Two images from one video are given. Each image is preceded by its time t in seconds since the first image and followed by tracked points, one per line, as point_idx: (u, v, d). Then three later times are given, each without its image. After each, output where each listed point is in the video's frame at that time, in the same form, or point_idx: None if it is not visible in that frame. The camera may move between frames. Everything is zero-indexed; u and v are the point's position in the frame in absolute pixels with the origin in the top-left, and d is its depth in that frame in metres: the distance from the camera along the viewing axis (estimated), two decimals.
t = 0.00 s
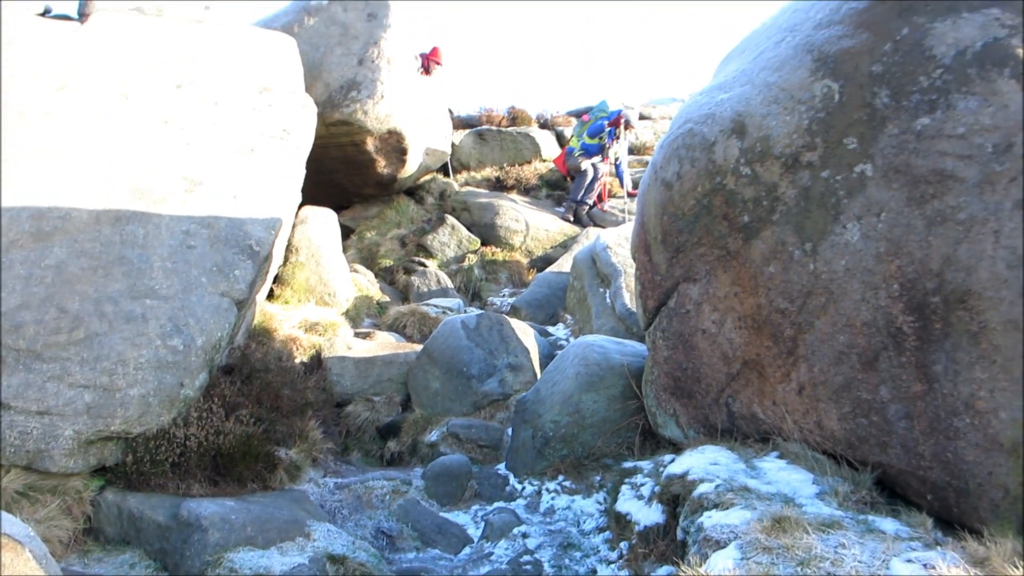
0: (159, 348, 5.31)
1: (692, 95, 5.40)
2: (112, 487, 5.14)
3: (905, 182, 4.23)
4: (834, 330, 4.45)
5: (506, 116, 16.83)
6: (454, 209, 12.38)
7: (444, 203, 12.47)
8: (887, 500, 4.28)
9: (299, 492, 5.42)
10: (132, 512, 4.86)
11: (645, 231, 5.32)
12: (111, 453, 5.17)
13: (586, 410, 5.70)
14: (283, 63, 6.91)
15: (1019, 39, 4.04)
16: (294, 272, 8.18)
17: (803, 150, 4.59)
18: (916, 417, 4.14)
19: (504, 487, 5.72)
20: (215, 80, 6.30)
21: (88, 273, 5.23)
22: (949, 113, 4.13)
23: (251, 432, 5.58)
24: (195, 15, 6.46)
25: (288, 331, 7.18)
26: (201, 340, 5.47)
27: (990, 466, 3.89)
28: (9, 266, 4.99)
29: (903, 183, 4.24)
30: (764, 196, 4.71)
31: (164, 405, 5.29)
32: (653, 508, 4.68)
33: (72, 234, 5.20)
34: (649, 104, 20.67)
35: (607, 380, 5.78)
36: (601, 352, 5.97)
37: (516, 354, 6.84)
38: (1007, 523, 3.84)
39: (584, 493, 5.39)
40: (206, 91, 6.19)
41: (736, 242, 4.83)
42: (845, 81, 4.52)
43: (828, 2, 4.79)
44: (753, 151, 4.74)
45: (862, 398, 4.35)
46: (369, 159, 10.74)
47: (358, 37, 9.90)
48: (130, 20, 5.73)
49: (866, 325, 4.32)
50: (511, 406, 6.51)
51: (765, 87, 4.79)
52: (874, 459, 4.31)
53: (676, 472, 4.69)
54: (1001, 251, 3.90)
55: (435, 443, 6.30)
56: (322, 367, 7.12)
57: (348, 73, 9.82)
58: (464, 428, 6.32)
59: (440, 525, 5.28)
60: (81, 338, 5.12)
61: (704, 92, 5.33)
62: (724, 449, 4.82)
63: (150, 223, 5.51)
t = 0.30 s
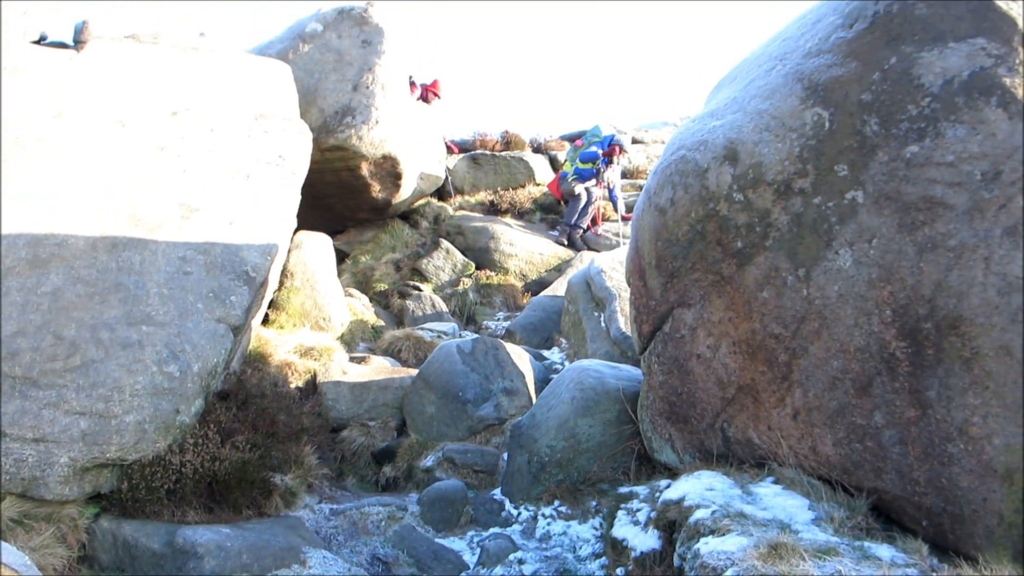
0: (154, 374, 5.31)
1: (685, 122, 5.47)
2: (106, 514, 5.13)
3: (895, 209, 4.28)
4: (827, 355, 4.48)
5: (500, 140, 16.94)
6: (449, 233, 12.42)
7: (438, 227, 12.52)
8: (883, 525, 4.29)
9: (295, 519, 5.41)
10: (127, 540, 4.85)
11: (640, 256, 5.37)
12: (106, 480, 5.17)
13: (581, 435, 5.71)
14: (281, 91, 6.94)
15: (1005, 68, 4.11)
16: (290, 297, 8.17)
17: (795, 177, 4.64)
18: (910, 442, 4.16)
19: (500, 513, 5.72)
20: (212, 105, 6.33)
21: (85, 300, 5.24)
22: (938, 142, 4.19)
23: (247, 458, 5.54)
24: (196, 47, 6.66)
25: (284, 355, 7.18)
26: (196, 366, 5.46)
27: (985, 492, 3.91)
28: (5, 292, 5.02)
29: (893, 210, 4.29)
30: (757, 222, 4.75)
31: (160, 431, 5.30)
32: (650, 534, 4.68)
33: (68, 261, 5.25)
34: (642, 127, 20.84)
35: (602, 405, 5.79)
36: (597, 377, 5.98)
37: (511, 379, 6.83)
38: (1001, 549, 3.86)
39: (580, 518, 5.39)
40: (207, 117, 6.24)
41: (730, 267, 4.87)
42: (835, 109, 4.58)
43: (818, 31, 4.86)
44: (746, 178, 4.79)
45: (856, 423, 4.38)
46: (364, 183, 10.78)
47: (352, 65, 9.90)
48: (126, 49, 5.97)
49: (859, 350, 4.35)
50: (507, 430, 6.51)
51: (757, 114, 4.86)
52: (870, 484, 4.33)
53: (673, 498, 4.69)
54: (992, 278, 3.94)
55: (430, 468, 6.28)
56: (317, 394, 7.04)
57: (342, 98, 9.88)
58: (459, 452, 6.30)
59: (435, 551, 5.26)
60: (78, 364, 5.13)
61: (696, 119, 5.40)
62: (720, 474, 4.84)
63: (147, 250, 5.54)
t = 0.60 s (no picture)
0: (154, 385, 5.31)
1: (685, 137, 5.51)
2: (105, 526, 5.12)
3: (893, 224, 4.31)
4: (826, 369, 4.50)
5: (499, 152, 17.00)
6: (448, 245, 12.43)
7: (438, 239, 12.54)
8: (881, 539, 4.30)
9: (293, 531, 5.40)
10: (125, 552, 4.85)
11: (639, 269, 5.39)
12: (105, 491, 5.17)
13: (580, 447, 5.71)
14: (281, 102, 6.95)
15: (1002, 86, 4.15)
16: (289, 308, 8.17)
17: (794, 192, 4.67)
18: (908, 456, 4.18)
19: (499, 525, 5.70)
20: (213, 116, 6.37)
21: (85, 311, 5.25)
22: (936, 158, 4.23)
23: (246, 469, 5.55)
24: (197, 58, 6.70)
25: (282, 367, 7.18)
26: (196, 377, 5.47)
27: (983, 506, 3.93)
28: (6, 303, 5.04)
29: (891, 226, 4.32)
30: (756, 236, 4.78)
31: (159, 443, 5.30)
32: (649, 546, 4.70)
33: (69, 272, 5.26)
34: (640, 141, 20.92)
35: (601, 417, 5.81)
36: (596, 389, 5.99)
37: (510, 391, 6.83)
38: (999, 563, 3.87)
39: (578, 531, 5.38)
40: (208, 128, 6.27)
41: (728, 281, 4.89)
42: (834, 125, 4.61)
43: (817, 48, 4.90)
44: (745, 192, 4.82)
45: (854, 437, 4.40)
46: (364, 195, 10.81)
47: (352, 77, 10.01)
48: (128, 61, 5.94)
49: (857, 364, 4.37)
50: (505, 442, 6.51)
51: (756, 130, 4.89)
52: (867, 497, 4.35)
53: (671, 510, 4.70)
54: (989, 293, 3.97)
55: (429, 479, 6.25)
56: (315, 404, 7.05)
57: (343, 110, 9.92)
58: (458, 464, 6.27)
59: (434, 563, 5.20)
60: (77, 376, 5.13)
61: (696, 134, 5.44)
62: (719, 487, 4.84)
63: (147, 260, 5.57)
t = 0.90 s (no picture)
0: (150, 394, 5.29)
1: (683, 153, 5.54)
2: (99, 535, 5.10)
3: (890, 243, 4.33)
4: (823, 386, 4.50)
5: (497, 165, 17.04)
6: (445, 257, 12.43)
7: (435, 251, 12.56)
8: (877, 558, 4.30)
9: (288, 543, 5.37)
10: (118, 562, 4.82)
11: (637, 284, 5.41)
12: (99, 501, 5.15)
13: (576, 461, 5.70)
14: (281, 114, 7.01)
15: (998, 107, 4.17)
16: (286, 319, 8.14)
17: (792, 210, 4.69)
18: (905, 475, 4.19)
19: (493, 539, 5.69)
20: (213, 126, 6.39)
21: (83, 319, 5.25)
22: (933, 178, 4.25)
23: (241, 480, 5.53)
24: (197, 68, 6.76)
25: (279, 377, 7.15)
26: (192, 388, 5.45)
27: (979, 526, 3.92)
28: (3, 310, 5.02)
29: (888, 244, 4.33)
30: (754, 253, 4.79)
31: (154, 452, 5.28)
32: (645, 562, 4.69)
33: (67, 280, 5.27)
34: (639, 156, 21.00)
35: (597, 432, 5.81)
36: (592, 404, 6.00)
37: (506, 404, 6.81)
38: None
39: (573, 545, 5.36)
40: (209, 137, 6.31)
41: (726, 297, 4.90)
42: (832, 143, 4.64)
43: (815, 66, 4.94)
44: (743, 209, 4.84)
45: (851, 454, 4.40)
46: (362, 206, 10.82)
47: (353, 88, 10.05)
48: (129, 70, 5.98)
49: (854, 382, 4.38)
50: (501, 456, 6.48)
51: (754, 147, 4.91)
52: (864, 516, 4.35)
53: (667, 526, 4.70)
54: (986, 313, 3.98)
55: (424, 492, 6.22)
56: (311, 415, 7.00)
57: (343, 122, 9.95)
58: (453, 477, 6.25)
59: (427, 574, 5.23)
60: (74, 384, 5.11)
61: (694, 150, 5.47)
62: (715, 503, 4.84)
63: (145, 269, 5.57)
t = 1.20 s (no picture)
0: (148, 399, 5.27)
1: (685, 162, 5.55)
2: (95, 541, 5.06)
3: (891, 253, 4.33)
4: (822, 396, 4.49)
5: (498, 173, 17.06)
6: (445, 264, 12.43)
7: (435, 258, 12.55)
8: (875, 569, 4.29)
9: (284, 549, 5.35)
10: (114, 567, 4.78)
11: (637, 293, 5.42)
12: (96, 506, 5.11)
13: (575, 469, 5.68)
14: (282, 120, 7.03)
15: (1000, 119, 4.18)
16: (285, 324, 8.11)
17: (792, 219, 4.69)
18: (904, 485, 4.18)
19: (491, 547, 5.63)
20: (215, 132, 6.41)
21: (81, 323, 5.23)
22: (934, 188, 4.25)
23: (238, 485, 5.52)
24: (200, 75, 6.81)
25: (277, 382, 7.07)
26: (190, 393, 5.42)
27: (979, 537, 3.91)
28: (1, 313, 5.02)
29: (889, 254, 4.33)
30: (754, 262, 4.79)
31: (151, 457, 5.24)
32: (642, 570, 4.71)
33: (65, 283, 5.27)
34: (639, 165, 21.04)
35: (596, 440, 5.79)
36: (591, 412, 5.98)
37: (505, 412, 6.78)
38: None
39: (571, 554, 5.33)
40: (210, 142, 6.33)
41: (726, 305, 4.89)
42: (833, 153, 4.64)
43: (817, 77, 4.94)
44: (744, 219, 4.84)
45: (851, 464, 4.39)
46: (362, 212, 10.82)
47: (354, 95, 10.09)
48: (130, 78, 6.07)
49: (854, 392, 4.37)
50: (500, 463, 6.45)
51: (755, 156, 4.92)
52: (863, 526, 4.34)
53: (666, 535, 4.69)
54: (986, 324, 3.97)
55: (422, 499, 6.19)
56: (309, 421, 6.97)
57: (343, 128, 9.96)
58: (451, 484, 6.21)
59: None
60: (72, 389, 5.10)
61: (696, 159, 5.47)
62: (713, 512, 4.83)
63: (145, 273, 5.57)
